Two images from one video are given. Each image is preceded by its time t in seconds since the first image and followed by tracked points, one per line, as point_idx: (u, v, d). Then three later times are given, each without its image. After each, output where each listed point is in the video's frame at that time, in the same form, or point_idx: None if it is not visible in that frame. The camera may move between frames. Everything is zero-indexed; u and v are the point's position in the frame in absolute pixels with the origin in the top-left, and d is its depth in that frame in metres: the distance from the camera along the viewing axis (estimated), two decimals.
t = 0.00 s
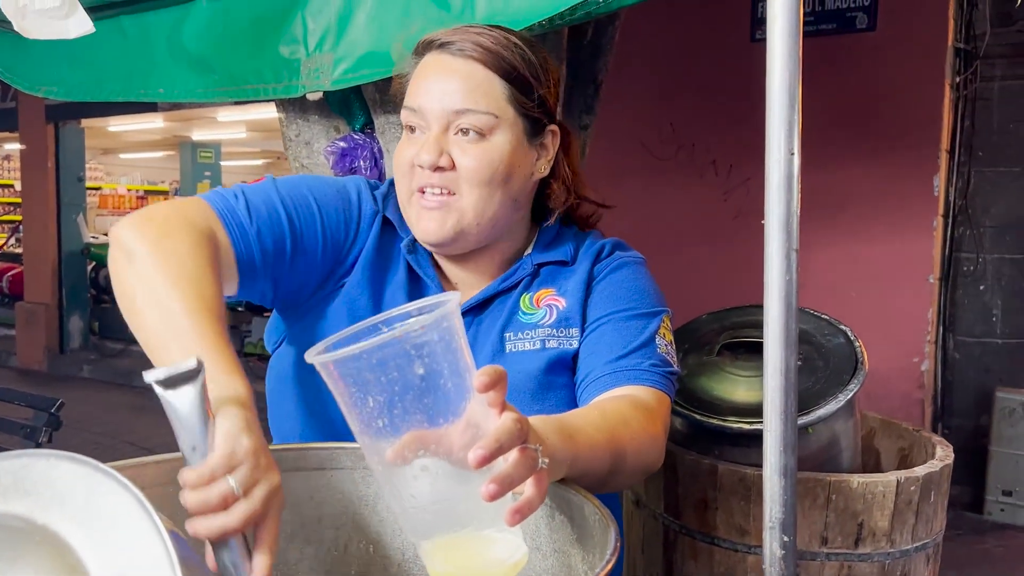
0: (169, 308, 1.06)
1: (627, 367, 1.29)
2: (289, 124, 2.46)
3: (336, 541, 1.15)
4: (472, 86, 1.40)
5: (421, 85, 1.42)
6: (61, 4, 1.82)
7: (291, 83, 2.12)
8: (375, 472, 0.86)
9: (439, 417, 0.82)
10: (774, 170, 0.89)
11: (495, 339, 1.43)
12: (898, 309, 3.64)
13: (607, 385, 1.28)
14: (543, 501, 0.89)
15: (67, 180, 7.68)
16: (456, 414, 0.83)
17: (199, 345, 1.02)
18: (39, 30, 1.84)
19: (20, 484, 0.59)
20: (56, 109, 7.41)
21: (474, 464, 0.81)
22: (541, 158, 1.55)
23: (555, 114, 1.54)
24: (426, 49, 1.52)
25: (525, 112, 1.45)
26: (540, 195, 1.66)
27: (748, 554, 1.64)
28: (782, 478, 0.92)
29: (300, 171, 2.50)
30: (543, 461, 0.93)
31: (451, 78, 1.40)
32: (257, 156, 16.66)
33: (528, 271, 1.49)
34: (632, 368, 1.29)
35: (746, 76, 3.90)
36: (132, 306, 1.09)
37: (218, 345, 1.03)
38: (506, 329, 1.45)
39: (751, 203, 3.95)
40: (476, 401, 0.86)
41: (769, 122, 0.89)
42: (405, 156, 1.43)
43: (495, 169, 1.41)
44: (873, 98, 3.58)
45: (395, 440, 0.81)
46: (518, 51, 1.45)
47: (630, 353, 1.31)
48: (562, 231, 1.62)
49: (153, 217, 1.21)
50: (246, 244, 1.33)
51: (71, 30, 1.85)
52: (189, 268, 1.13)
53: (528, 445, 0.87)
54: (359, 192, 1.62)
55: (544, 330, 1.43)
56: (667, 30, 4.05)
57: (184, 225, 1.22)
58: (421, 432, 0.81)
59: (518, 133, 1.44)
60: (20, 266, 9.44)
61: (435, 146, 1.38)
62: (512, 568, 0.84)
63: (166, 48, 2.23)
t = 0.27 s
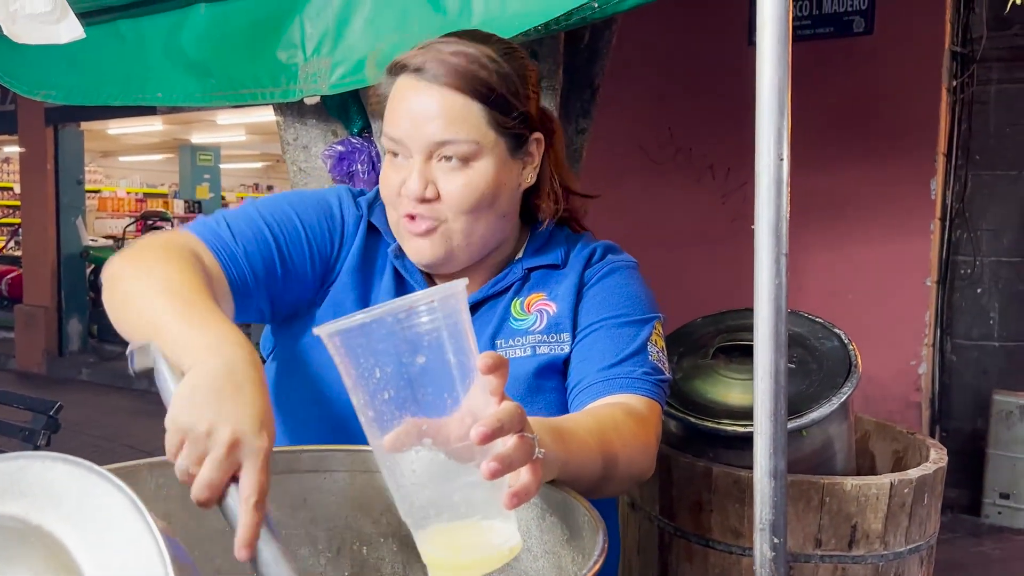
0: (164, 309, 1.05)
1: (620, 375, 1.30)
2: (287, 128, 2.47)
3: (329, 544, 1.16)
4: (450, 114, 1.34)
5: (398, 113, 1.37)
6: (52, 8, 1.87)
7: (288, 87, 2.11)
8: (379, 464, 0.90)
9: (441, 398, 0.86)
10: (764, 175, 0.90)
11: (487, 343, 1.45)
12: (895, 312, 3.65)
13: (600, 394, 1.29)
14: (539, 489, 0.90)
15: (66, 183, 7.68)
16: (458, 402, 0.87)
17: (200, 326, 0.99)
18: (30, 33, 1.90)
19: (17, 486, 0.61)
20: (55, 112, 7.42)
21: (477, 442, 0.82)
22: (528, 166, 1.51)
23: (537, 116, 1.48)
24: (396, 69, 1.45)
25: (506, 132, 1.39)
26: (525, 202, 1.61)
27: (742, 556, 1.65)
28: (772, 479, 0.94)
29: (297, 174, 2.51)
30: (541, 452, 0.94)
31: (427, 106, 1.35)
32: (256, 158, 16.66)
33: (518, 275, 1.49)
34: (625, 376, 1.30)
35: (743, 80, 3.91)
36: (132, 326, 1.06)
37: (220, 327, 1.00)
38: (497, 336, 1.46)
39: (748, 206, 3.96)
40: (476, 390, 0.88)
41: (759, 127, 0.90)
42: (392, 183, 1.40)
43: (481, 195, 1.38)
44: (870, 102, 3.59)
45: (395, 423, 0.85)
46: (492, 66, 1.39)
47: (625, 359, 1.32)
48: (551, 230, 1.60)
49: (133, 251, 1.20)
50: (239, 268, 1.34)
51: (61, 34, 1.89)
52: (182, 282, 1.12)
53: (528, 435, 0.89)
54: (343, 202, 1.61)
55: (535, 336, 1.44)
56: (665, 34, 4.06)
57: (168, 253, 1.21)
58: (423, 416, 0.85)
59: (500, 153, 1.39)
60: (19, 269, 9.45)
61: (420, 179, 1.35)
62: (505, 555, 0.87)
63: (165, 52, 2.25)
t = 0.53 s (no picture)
0: (214, 397, 0.98)
1: (618, 378, 1.31)
2: (286, 131, 2.48)
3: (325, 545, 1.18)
4: (452, 114, 1.29)
5: (392, 115, 1.31)
6: (58, 13, 1.88)
7: (286, 90, 2.11)
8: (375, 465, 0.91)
9: (436, 399, 0.87)
10: (756, 177, 0.91)
11: (481, 348, 1.45)
12: (894, 315, 3.65)
13: (599, 398, 1.30)
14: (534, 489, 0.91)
15: (67, 186, 7.69)
16: (453, 404, 0.87)
17: (254, 415, 0.91)
18: (36, 39, 1.91)
19: (16, 484, 0.62)
20: (56, 115, 7.44)
21: (470, 444, 0.83)
22: (518, 164, 1.49)
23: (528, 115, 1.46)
24: (382, 71, 1.39)
25: (506, 129, 1.36)
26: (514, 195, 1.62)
27: (739, 558, 1.66)
28: (765, 479, 0.95)
29: (297, 177, 2.52)
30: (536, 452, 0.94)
31: (427, 106, 1.29)
32: (256, 161, 16.69)
33: (507, 278, 1.48)
34: (623, 379, 1.31)
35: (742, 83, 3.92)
36: (186, 419, 0.99)
37: (276, 414, 0.92)
38: (491, 340, 1.46)
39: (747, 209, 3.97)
40: (473, 391, 0.89)
41: (752, 129, 0.91)
42: (388, 188, 1.34)
43: (487, 194, 1.34)
44: (869, 105, 3.60)
45: (390, 424, 0.86)
46: (486, 65, 1.36)
47: (620, 363, 1.33)
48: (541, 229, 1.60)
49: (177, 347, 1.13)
50: (269, 322, 1.29)
51: (66, 38, 1.89)
52: (233, 367, 1.04)
53: (522, 437, 0.89)
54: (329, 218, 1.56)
55: (529, 340, 1.44)
56: (664, 37, 4.07)
57: (206, 336, 1.14)
58: (418, 418, 0.86)
59: (501, 151, 1.36)
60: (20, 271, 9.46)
61: (426, 181, 1.29)
62: (490, 558, 0.87)
63: (165, 56, 2.26)
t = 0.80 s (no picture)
0: (210, 432, 1.04)
1: (612, 393, 1.32)
2: (286, 135, 2.49)
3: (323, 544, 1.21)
4: (442, 127, 1.24)
5: (377, 130, 1.25)
6: (64, 17, 1.89)
7: (286, 93, 2.12)
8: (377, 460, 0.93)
9: (440, 391, 0.90)
10: (752, 182, 0.92)
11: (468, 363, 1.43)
12: (893, 318, 3.65)
13: (595, 414, 1.31)
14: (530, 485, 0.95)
15: (68, 189, 7.70)
16: (456, 396, 0.91)
17: (264, 463, 0.99)
18: (42, 43, 1.92)
19: (18, 484, 0.70)
20: (57, 118, 7.44)
21: (472, 436, 0.88)
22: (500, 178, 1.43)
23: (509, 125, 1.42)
24: (361, 86, 1.33)
25: (492, 141, 1.32)
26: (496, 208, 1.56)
27: (737, 560, 1.67)
28: (761, 480, 0.96)
29: (297, 180, 2.52)
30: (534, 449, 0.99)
31: (415, 119, 1.24)
32: (257, 164, 16.69)
33: (493, 289, 1.46)
34: (618, 393, 1.32)
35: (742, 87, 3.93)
36: (184, 453, 1.05)
37: (281, 459, 1.01)
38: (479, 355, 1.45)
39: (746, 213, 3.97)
40: (474, 388, 0.93)
41: (748, 133, 0.92)
42: (372, 206, 1.28)
43: (475, 210, 1.29)
44: (868, 108, 3.60)
45: (393, 412, 0.90)
46: (470, 74, 1.31)
47: (611, 379, 1.33)
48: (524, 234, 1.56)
49: (167, 369, 1.17)
50: (249, 338, 1.29)
51: (73, 42, 1.91)
52: (225, 396, 1.09)
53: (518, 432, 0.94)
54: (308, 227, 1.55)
55: (516, 352, 1.43)
56: (664, 40, 4.08)
57: (197, 358, 1.17)
58: (422, 408, 0.90)
59: (489, 164, 1.32)
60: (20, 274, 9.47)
61: (416, 197, 1.24)
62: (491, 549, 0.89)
63: (167, 59, 2.27)
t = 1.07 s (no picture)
0: (201, 442, 1.05)
1: (607, 400, 1.33)
2: (285, 138, 2.50)
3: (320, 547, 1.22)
4: (414, 161, 1.20)
5: (345, 165, 1.21)
6: (55, 21, 1.91)
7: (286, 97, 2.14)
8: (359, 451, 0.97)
9: (419, 387, 0.94)
10: (748, 187, 0.92)
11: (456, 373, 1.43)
12: (893, 321, 3.65)
13: (591, 420, 1.32)
14: (512, 481, 0.98)
15: (69, 193, 7.70)
16: (438, 391, 0.95)
17: (254, 477, 1.00)
18: (34, 47, 1.91)
19: (12, 486, 0.74)
20: (58, 122, 7.45)
21: (448, 431, 0.90)
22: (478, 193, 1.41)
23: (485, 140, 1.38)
24: (327, 113, 1.28)
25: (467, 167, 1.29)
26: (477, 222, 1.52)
27: (735, 562, 1.68)
28: (757, 482, 0.96)
29: (297, 183, 2.52)
30: (518, 445, 1.01)
31: (384, 154, 1.19)
32: (258, 167, 16.71)
33: (478, 297, 1.46)
34: (613, 400, 1.33)
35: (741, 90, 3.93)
36: (174, 464, 1.06)
37: (270, 474, 1.02)
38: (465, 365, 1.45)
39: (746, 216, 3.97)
40: (459, 384, 0.96)
41: (744, 136, 0.93)
42: (348, 240, 1.26)
43: (453, 239, 1.27)
44: (868, 112, 3.61)
45: (376, 406, 0.93)
46: (439, 98, 1.27)
47: (606, 386, 1.34)
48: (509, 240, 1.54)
49: (156, 378, 1.17)
50: (239, 344, 1.30)
51: (65, 47, 1.92)
52: (218, 406, 1.10)
53: (500, 429, 0.96)
54: (289, 231, 1.54)
55: (502, 361, 1.43)
56: (664, 44, 4.09)
57: (186, 367, 1.18)
58: (401, 402, 0.93)
59: (466, 189, 1.29)
60: (22, 277, 9.48)
61: (390, 232, 1.22)
62: (468, 543, 0.94)
63: (166, 63, 2.27)
